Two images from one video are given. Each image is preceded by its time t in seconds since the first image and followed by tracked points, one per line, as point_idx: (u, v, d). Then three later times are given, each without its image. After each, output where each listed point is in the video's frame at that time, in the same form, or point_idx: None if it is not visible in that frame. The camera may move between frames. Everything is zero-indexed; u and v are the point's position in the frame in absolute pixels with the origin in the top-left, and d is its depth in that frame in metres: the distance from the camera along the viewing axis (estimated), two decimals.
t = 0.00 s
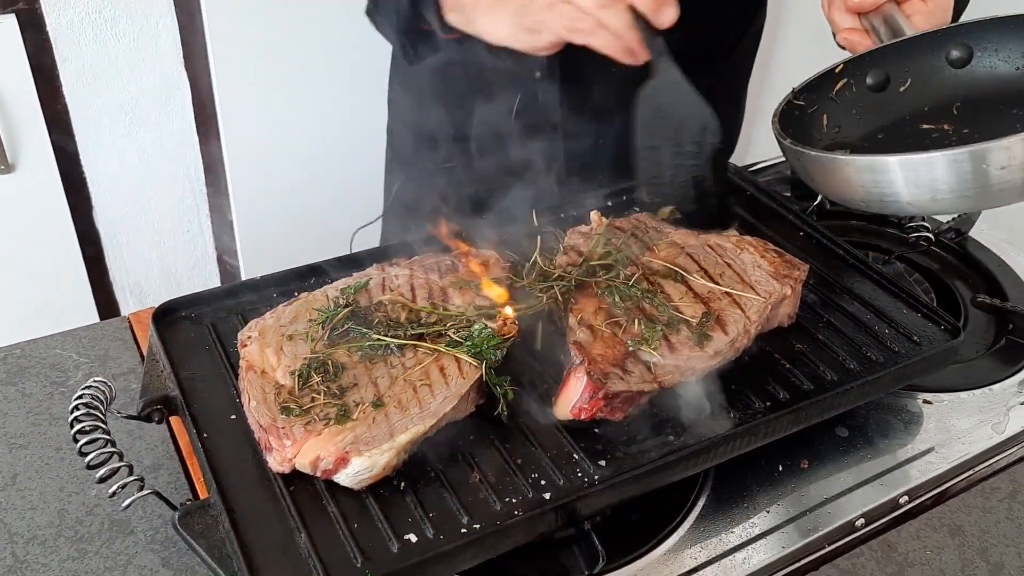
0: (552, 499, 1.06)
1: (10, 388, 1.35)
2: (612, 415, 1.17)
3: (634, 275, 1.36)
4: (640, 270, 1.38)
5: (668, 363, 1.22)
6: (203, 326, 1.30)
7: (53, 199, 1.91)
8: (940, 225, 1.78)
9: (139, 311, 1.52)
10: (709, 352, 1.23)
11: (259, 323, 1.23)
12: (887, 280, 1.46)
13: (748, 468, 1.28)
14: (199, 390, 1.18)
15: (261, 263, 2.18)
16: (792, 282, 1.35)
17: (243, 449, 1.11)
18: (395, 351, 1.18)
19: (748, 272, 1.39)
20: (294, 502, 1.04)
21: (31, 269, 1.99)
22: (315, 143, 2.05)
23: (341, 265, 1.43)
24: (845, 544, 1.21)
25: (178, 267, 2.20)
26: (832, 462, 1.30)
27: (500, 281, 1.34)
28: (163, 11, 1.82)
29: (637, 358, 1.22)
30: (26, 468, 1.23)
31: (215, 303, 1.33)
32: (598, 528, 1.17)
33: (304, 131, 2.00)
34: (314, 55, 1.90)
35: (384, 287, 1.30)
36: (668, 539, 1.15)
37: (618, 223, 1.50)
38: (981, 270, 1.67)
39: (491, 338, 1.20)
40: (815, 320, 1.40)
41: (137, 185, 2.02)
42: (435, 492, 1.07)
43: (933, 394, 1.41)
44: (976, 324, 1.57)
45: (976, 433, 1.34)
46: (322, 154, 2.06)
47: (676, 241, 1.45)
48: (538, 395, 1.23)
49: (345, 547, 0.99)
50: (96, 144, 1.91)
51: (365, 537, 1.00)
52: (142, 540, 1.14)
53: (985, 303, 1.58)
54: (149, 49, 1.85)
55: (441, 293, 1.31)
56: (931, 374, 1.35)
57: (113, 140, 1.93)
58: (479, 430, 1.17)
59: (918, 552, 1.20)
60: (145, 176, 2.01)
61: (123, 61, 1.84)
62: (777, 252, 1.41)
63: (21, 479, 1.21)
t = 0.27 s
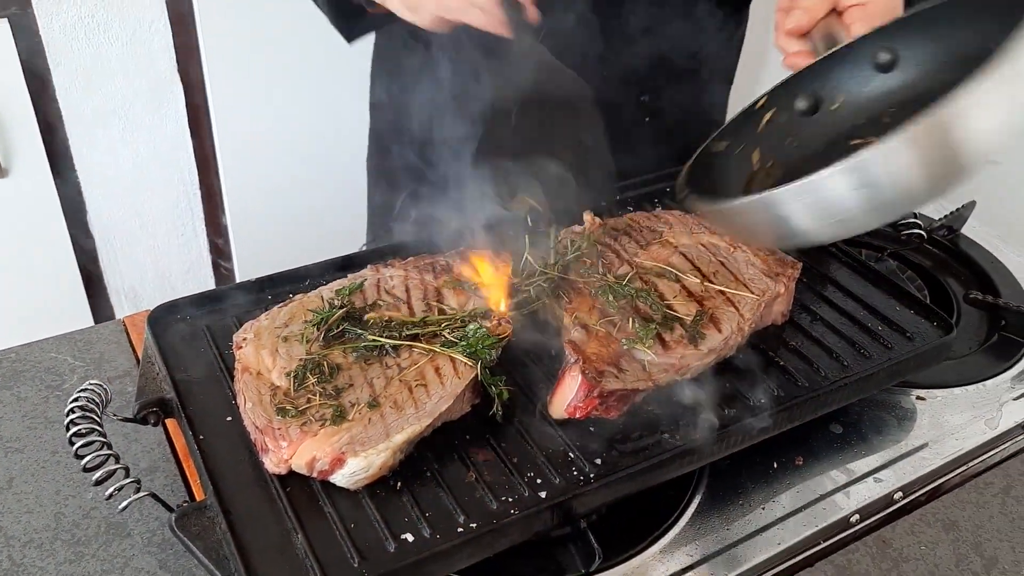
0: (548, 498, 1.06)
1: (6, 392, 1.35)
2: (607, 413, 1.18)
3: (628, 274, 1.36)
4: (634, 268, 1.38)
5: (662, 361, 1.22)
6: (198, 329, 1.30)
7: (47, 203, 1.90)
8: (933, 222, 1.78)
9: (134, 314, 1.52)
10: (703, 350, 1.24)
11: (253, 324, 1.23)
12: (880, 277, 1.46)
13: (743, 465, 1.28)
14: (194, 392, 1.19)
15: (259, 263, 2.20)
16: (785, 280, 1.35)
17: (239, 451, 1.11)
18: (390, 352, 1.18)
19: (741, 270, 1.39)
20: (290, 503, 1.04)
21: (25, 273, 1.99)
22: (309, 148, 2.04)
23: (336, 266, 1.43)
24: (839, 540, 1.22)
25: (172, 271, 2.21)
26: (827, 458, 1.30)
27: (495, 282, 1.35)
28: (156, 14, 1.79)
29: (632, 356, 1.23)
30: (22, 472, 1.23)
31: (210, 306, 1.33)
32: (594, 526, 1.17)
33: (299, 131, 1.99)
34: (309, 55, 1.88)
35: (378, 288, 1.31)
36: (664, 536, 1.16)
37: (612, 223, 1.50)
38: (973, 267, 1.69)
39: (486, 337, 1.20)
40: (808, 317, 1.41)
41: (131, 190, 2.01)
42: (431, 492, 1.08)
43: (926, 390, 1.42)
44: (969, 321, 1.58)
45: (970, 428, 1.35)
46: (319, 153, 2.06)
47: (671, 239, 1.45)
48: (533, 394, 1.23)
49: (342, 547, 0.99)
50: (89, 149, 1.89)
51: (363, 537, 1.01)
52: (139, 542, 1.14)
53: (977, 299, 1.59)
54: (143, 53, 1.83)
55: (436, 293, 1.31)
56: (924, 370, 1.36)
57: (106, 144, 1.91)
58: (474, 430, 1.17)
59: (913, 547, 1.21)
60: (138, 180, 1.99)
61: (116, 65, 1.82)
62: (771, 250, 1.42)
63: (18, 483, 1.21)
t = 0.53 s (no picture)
0: (547, 497, 1.07)
1: (3, 396, 1.35)
2: (605, 412, 1.19)
3: (624, 275, 1.37)
4: (630, 268, 1.39)
5: (659, 361, 1.23)
6: (196, 332, 1.30)
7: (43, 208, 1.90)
8: (926, 221, 1.77)
9: (131, 317, 1.52)
10: (700, 349, 1.24)
11: (251, 326, 1.23)
12: (875, 275, 1.47)
13: (740, 463, 1.29)
14: (192, 396, 1.19)
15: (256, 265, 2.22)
16: (780, 280, 1.36)
17: (239, 453, 1.11)
18: (388, 353, 1.19)
19: (737, 269, 1.40)
20: (290, 504, 1.05)
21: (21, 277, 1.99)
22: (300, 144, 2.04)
23: (333, 269, 1.43)
24: (836, 537, 1.23)
25: (168, 274, 2.20)
26: (824, 456, 1.31)
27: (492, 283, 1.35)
28: (151, 18, 1.79)
29: (629, 356, 1.23)
30: (21, 476, 1.23)
31: (208, 308, 1.33)
32: (592, 525, 1.18)
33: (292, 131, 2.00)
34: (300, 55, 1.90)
35: (375, 290, 1.31)
36: (662, 535, 1.16)
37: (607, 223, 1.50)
38: (968, 265, 1.69)
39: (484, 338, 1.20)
40: (804, 316, 1.42)
41: (127, 194, 2.00)
42: (430, 492, 1.08)
43: (922, 387, 1.43)
44: (964, 318, 1.59)
45: (965, 425, 1.35)
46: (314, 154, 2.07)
47: (666, 239, 1.46)
48: (531, 395, 1.24)
49: (342, 548, 1.00)
50: (84, 152, 1.89)
51: (362, 538, 1.01)
52: (138, 545, 1.14)
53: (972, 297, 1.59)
54: (138, 56, 1.83)
55: (433, 294, 1.31)
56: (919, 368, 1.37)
57: (102, 148, 1.91)
58: (472, 430, 1.18)
59: (909, 544, 1.22)
60: (134, 184, 1.99)
61: (111, 69, 1.81)
62: (766, 250, 1.43)
63: (17, 487, 1.21)
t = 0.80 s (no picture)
0: (552, 497, 1.07)
1: (9, 400, 1.36)
2: (609, 413, 1.20)
3: (626, 276, 1.37)
4: (633, 269, 1.40)
5: (663, 361, 1.23)
6: (201, 335, 1.30)
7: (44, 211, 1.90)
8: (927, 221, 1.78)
9: (136, 320, 1.52)
10: (703, 350, 1.25)
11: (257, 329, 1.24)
12: (876, 276, 1.48)
13: (744, 463, 1.30)
14: (198, 398, 1.19)
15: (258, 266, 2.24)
16: (783, 280, 1.37)
17: (245, 455, 1.12)
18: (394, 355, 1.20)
19: (739, 270, 1.40)
20: (297, 506, 1.05)
21: (23, 281, 1.99)
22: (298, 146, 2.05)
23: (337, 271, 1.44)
24: (839, 536, 1.23)
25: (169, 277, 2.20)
26: (827, 455, 1.32)
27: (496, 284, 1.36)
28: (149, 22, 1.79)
29: (632, 356, 1.24)
30: (27, 479, 1.23)
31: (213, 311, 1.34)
32: (598, 525, 1.19)
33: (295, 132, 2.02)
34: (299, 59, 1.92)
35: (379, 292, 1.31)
36: (667, 534, 1.17)
37: (609, 224, 1.51)
38: (967, 265, 1.70)
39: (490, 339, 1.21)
40: (806, 316, 1.42)
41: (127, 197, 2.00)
42: (437, 493, 1.08)
43: (923, 386, 1.43)
44: (965, 318, 1.59)
45: (967, 424, 1.36)
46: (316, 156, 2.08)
47: (669, 239, 1.46)
48: (536, 395, 1.24)
49: (349, 549, 1.00)
50: (83, 156, 1.89)
51: (369, 539, 1.02)
52: (145, 548, 1.15)
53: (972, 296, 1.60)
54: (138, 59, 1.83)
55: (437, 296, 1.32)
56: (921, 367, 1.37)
57: (101, 152, 1.91)
58: (478, 431, 1.18)
59: (912, 542, 1.23)
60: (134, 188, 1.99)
61: (110, 73, 1.82)
62: (767, 250, 1.43)
63: (23, 491, 1.22)
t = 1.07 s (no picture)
0: (555, 501, 1.08)
1: (12, 405, 1.36)
2: (610, 417, 1.20)
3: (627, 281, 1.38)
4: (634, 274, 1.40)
5: (663, 365, 1.24)
6: (204, 340, 1.31)
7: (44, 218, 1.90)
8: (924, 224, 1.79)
9: (138, 326, 1.52)
10: (704, 353, 1.26)
11: (260, 334, 1.24)
12: (875, 279, 1.49)
13: (744, 466, 1.30)
14: (202, 404, 1.20)
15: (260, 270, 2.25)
16: (782, 284, 1.38)
17: (250, 460, 1.12)
18: (397, 361, 1.20)
19: (739, 274, 1.41)
20: (301, 510, 1.06)
21: (24, 286, 1.99)
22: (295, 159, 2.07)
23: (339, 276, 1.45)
24: (840, 538, 1.24)
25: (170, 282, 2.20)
26: (826, 458, 1.32)
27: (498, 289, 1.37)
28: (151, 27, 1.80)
29: (633, 360, 1.24)
30: (31, 484, 1.24)
31: (216, 317, 1.35)
32: (600, 528, 1.19)
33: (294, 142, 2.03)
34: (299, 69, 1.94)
35: (382, 297, 1.32)
36: (669, 538, 1.17)
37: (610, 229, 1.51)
38: (964, 268, 1.71)
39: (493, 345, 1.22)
40: (805, 319, 1.43)
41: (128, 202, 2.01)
42: (440, 497, 1.09)
43: (922, 389, 1.44)
44: (962, 321, 1.61)
45: (966, 426, 1.37)
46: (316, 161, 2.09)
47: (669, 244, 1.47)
48: (537, 399, 1.25)
49: (353, 552, 1.01)
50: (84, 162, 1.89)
51: (373, 543, 1.02)
52: (150, 552, 1.15)
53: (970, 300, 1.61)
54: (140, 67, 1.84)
55: (439, 301, 1.32)
56: (920, 370, 1.38)
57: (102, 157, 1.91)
58: (480, 435, 1.19)
59: (912, 544, 1.23)
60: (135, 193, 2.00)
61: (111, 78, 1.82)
62: (767, 254, 1.44)
63: (27, 496, 1.22)
